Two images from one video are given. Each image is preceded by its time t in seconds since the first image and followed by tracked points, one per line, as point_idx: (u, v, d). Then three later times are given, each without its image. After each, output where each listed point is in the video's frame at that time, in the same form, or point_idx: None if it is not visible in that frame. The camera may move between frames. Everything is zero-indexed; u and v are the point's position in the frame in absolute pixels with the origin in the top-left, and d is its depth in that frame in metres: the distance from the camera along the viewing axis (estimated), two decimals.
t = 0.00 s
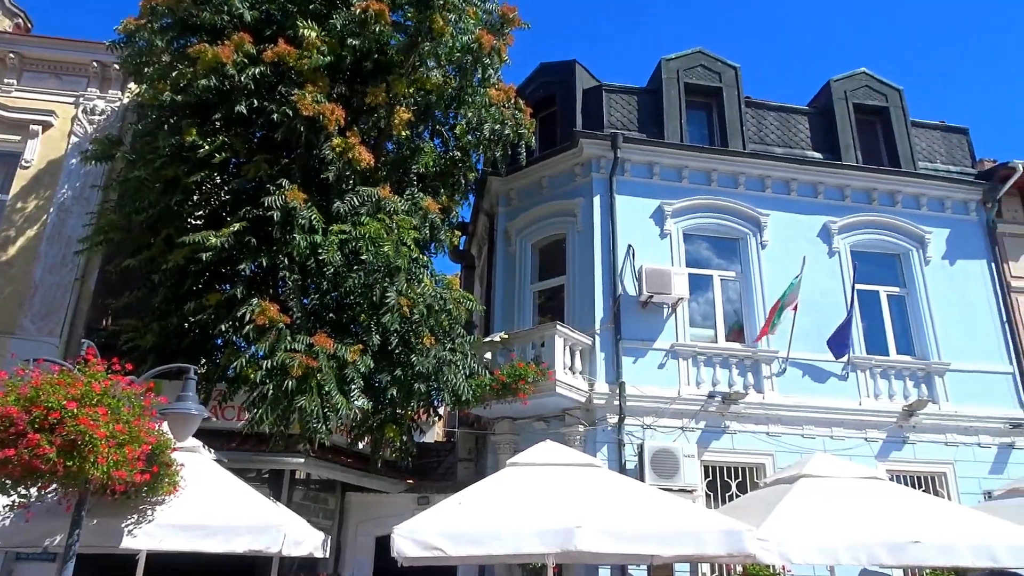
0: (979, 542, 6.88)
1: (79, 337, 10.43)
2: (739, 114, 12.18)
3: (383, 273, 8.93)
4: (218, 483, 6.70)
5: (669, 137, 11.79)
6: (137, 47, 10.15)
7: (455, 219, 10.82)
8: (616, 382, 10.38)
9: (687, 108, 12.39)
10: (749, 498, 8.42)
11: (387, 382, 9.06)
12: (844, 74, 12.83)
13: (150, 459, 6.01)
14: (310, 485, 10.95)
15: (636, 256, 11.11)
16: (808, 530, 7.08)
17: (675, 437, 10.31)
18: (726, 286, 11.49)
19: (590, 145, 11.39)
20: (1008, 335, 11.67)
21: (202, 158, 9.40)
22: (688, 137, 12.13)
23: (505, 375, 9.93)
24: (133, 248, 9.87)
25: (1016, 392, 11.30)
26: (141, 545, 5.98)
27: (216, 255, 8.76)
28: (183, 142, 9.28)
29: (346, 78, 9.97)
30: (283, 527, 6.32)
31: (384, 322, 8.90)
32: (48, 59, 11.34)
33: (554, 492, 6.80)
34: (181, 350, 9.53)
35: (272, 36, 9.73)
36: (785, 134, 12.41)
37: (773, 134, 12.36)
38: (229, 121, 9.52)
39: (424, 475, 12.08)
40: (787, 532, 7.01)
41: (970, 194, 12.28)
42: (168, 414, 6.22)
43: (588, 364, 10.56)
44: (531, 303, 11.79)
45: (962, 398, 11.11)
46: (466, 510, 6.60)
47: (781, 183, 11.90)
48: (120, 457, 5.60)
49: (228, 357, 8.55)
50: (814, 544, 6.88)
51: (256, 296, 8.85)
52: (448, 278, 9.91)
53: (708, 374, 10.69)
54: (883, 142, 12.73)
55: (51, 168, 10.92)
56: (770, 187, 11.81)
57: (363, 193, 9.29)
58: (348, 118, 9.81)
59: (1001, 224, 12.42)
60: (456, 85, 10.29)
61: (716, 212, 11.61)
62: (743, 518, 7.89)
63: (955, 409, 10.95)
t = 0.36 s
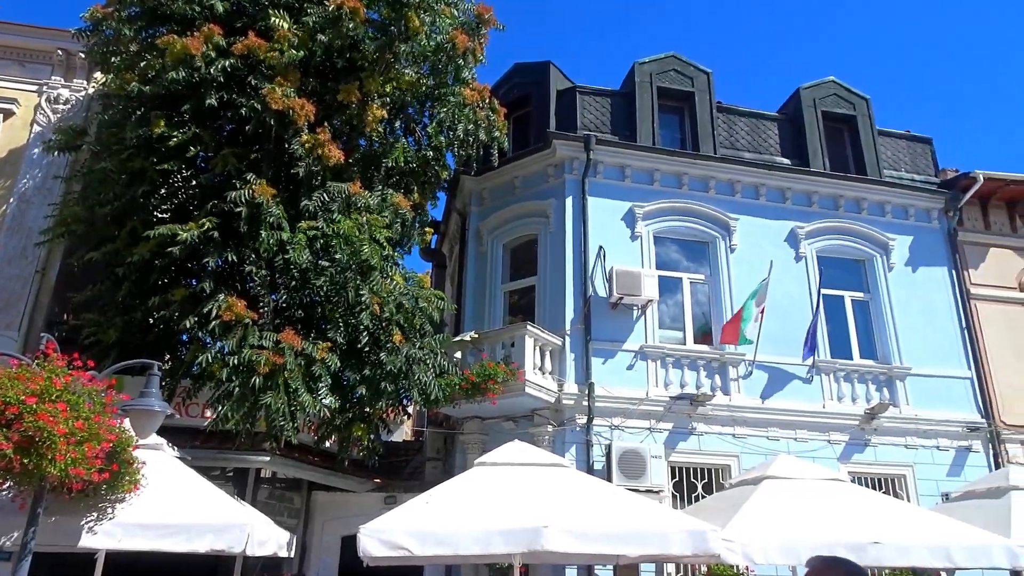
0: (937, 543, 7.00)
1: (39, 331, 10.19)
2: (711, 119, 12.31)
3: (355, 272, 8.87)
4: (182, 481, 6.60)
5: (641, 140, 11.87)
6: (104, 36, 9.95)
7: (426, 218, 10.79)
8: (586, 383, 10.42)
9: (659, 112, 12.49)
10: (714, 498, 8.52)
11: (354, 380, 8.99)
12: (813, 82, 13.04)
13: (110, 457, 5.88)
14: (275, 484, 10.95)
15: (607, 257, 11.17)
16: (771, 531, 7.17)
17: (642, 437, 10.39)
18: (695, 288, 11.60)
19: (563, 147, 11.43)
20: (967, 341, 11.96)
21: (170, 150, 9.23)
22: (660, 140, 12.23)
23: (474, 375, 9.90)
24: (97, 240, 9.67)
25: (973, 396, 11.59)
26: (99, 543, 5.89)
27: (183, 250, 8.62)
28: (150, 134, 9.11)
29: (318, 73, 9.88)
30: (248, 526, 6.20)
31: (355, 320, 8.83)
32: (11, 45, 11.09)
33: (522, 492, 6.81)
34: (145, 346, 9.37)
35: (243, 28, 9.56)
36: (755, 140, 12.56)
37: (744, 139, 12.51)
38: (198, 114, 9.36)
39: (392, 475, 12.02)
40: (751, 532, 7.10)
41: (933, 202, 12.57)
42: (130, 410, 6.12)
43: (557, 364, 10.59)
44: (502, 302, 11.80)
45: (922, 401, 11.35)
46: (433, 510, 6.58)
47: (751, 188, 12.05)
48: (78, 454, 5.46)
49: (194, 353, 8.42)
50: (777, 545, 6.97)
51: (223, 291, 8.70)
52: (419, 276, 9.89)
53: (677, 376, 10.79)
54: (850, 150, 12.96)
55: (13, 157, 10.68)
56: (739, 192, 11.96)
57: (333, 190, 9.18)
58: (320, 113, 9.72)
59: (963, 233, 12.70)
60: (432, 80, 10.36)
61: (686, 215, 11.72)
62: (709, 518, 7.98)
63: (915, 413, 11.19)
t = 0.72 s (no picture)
0: (900, 545, 7.12)
1: None
2: (685, 124, 12.42)
3: (329, 269, 8.81)
4: (146, 478, 6.49)
5: (616, 143, 11.94)
6: (73, 24, 9.76)
7: (400, 217, 10.72)
8: (557, 385, 10.45)
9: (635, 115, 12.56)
10: (681, 500, 8.60)
11: (325, 377, 8.89)
12: (786, 90, 13.22)
13: (72, 455, 5.78)
14: (242, 483, 10.81)
15: (581, 259, 11.21)
16: (738, 532, 7.25)
17: (613, 439, 10.45)
18: (667, 291, 11.70)
19: (538, 147, 11.48)
20: (930, 347, 12.21)
21: (139, 142, 9.08)
22: (635, 144, 12.30)
23: (446, 374, 9.89)
24: (62, 233, 9.50)
25: (935, 401, 11.83)
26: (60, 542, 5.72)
27: (151, 244, 8.48)
28: (119, 125, 8.95)
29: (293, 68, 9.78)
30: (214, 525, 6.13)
31: (329, 317, 8.78)
32: None
33: (492, 492, 6.80)
34: (110, 341, 9.21)
35: (217, 20, 9.41)
36: (728, 145, 12.70)
37: (717, 144, 12.64)
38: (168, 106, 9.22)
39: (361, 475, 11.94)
40: (718, 534, 7.17)
41: (900, 211, 12.81)
42: (93, 407, 6.07)
43: (529, 365, 10.60)
44: (475, 302, 11.76)
45: (887, 406, 11.57)
46: (402, 509, 6.55)
47: (723, 193, 12.18)
48: (38, 452, 5.33)
49: (161, 349, 8.26)
50: (744, 546, 7.05)
51: (193, 288, 8.54)
52: (393, 275, 9.83)
53: (648, 378, 10.86)
54: (821, 157, 13.16)
55: None
56: (712, 196, 12.07)
57: (305, 185, 9.10)
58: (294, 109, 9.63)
59: (928, 241, 12.97)
60: (408, 77, 10.29)
61: (659, 218, 11.80)
62: (677, 519, 8.05)
63: (880, 417, 11.39)
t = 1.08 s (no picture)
0: (860, 548, 7.24)
1: None
2: (659, 129, 12.51)
3: (300, 264, 8.69)
4: (106, 474, 6.37)
5: (591, 146, 12.00)
6: (40, 9, 9.54)
7: (373, 214, 10.59)
8: (528, 385, 10.46)
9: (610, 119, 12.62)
10: (647, 502, 8.67)
11: (293, 374, 8.79)
12: (759, 98, 13.38)
13: (29, 449, 5.66)
14: (206, 480, 10.64)
15: (553, 260, 11.24)
16: (703, 534, 7.31)
17: (581, 440, 10.49)
18: (638, 294, 11.77)
19: (513, 147, 11.48)
20: (894, 354, 12.44)
21: (107, 131, 8.89)
22: (610, 147, 12.37)
23: (416, 372, 9.87)
24: (25, 222, 9.30)
25: (897, 408, 12.06)
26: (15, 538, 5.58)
27: (118, 236, 8.31)
28: (87, 113, 8.77)
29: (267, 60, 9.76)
30: (176, 521, 6.04)
31: (298, 313, 8.69)
32: None
33: (460, 491, 6.79)
34: (73, 333, 9.03)
35: (190, 10, 9.27)
36: (702, 151, 12.82)
37: (691, 150, 12.75)
38: (138, 95, 9.04)
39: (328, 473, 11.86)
40: (683, 535, 7.22)
41: (867, 220, 13.05)
42: (54, 400, 5.92)
43: (500, 364, 10.60)
44: (447, 301, 11.73)
45: (851, 411, 11.76)
46: (369, 508, 6.50)
47: (695, 198, 12.29)
48: None
49: (126, 343, 8.07)
50: (709, 547, 7.11)
51: (161, 280, 8.40)
52: (364, 272, 9.72)
53: (617, 380, 10.93)
54: (791, 165, 13.35)
55: None
56: (684, 201, 12.18)
57: (278, 179, 8.99)
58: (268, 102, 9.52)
59: (894, 250, 13.22)
60: (384, 74, 10.23)
61: (632, 222, 11.87)
62: (642, 520, 8.11)
63: (843, 422, 11.58)
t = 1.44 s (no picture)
0: (811, 551, 7.37)
1: None
2: (627, 133, 12.61)
3: (262, 257, 8.55)
4: (53, 469, 6.20)
5: (559, 148, 12.04)
6: None
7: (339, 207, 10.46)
8: (490, 385, 10.45)
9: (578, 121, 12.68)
10: (605, 503, 8.73)
11: (252, 368, 8.59)
12: (726, 106, 13.56)
13: None
14: (159, 475, 10.41)
15: (519, 261, 11.26)
16: (659, 535, 7.39)
17: (542, 440, 10.51)
18: (602, 296, 11.85)
19: (482, 146, 11.47)
20: (849, 361, 12.71)
21: (65, 116, 8.65)
22: (578, 149, 12.43)
23: (378, 370, 9.78)
24: None
25: (851, 414, 12.32)
26: None
27: (75, 222, 8.10)
28: (44, 96, 8.51)
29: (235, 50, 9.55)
30: (126, 517, 5.87)
31: (259, 306, 8.54)
32: None
33: (419, 489, 6.76)
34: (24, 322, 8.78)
35: None
36: (668, 157, 12.95)
37: (658, 155, 12.86)
38: (99, 80, 8.81)
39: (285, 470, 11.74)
40: (641, 536, 7.30)
41: (827, 229, 13.32)
42: (2, 390, 5.70)
43: (463, 363, 10.58)
44: (411, 299, 11.67)
45: (806, 416, 11.98)
46: (326, 506, 6.43)
47: (661, 203, 12.41)
48: None
49: (79, 333, 7.86)
50: (665, 548, 7.19)
51: (117, 269, 8.24)
52: (327, 267, 9.65)
53: (579, 381, 10.98)
54: (755, 173, 13.55)
55: None
56: (650, 206, 12.29)
57: (241, 170, 8.87)
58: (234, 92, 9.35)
59: (851, 260, 13.51)
60: (352, 68, 10.13)
61: (598, 224, 11.94)
62: (600, 521, 8.17)
63: (799, 427, 11.79)
